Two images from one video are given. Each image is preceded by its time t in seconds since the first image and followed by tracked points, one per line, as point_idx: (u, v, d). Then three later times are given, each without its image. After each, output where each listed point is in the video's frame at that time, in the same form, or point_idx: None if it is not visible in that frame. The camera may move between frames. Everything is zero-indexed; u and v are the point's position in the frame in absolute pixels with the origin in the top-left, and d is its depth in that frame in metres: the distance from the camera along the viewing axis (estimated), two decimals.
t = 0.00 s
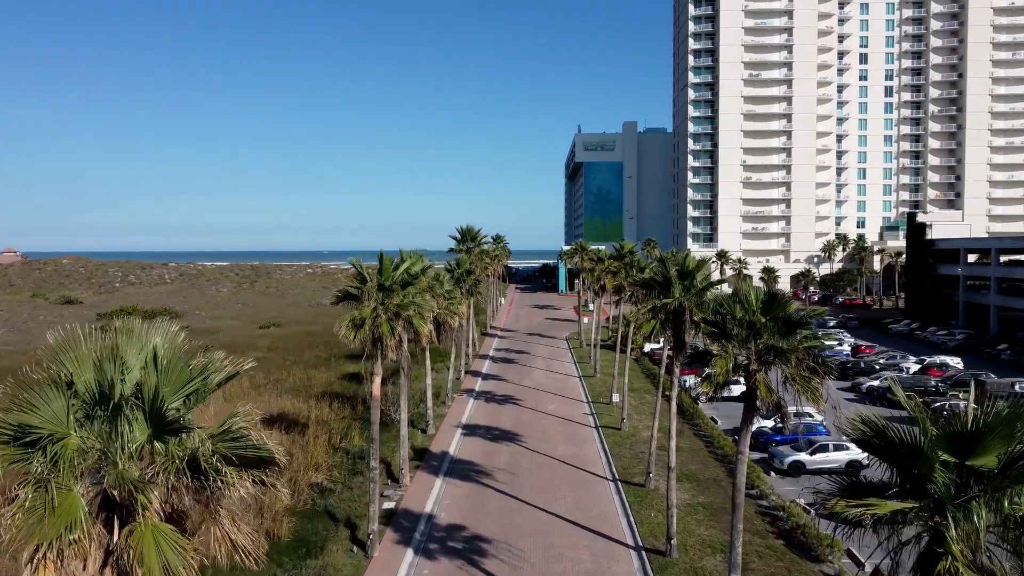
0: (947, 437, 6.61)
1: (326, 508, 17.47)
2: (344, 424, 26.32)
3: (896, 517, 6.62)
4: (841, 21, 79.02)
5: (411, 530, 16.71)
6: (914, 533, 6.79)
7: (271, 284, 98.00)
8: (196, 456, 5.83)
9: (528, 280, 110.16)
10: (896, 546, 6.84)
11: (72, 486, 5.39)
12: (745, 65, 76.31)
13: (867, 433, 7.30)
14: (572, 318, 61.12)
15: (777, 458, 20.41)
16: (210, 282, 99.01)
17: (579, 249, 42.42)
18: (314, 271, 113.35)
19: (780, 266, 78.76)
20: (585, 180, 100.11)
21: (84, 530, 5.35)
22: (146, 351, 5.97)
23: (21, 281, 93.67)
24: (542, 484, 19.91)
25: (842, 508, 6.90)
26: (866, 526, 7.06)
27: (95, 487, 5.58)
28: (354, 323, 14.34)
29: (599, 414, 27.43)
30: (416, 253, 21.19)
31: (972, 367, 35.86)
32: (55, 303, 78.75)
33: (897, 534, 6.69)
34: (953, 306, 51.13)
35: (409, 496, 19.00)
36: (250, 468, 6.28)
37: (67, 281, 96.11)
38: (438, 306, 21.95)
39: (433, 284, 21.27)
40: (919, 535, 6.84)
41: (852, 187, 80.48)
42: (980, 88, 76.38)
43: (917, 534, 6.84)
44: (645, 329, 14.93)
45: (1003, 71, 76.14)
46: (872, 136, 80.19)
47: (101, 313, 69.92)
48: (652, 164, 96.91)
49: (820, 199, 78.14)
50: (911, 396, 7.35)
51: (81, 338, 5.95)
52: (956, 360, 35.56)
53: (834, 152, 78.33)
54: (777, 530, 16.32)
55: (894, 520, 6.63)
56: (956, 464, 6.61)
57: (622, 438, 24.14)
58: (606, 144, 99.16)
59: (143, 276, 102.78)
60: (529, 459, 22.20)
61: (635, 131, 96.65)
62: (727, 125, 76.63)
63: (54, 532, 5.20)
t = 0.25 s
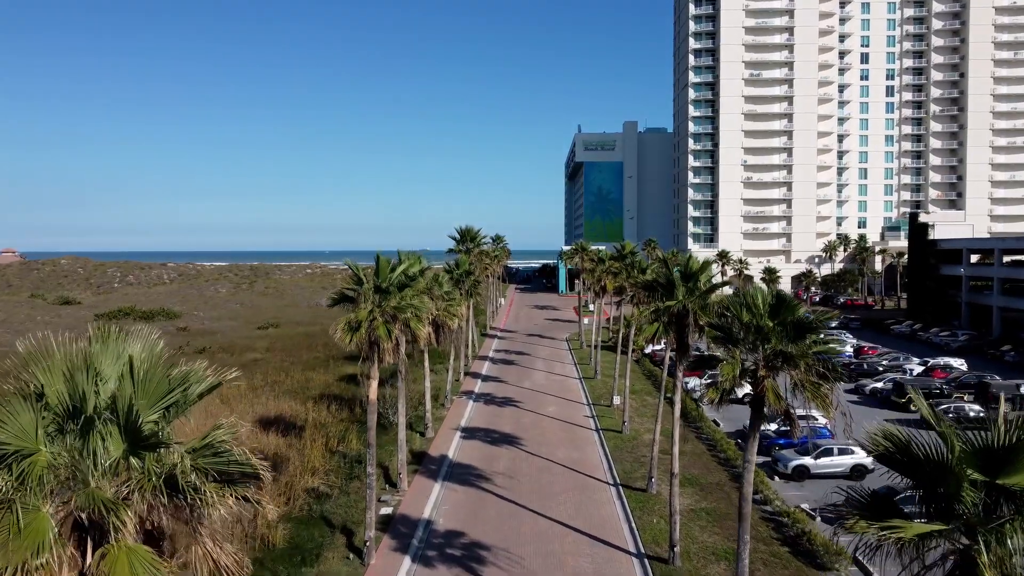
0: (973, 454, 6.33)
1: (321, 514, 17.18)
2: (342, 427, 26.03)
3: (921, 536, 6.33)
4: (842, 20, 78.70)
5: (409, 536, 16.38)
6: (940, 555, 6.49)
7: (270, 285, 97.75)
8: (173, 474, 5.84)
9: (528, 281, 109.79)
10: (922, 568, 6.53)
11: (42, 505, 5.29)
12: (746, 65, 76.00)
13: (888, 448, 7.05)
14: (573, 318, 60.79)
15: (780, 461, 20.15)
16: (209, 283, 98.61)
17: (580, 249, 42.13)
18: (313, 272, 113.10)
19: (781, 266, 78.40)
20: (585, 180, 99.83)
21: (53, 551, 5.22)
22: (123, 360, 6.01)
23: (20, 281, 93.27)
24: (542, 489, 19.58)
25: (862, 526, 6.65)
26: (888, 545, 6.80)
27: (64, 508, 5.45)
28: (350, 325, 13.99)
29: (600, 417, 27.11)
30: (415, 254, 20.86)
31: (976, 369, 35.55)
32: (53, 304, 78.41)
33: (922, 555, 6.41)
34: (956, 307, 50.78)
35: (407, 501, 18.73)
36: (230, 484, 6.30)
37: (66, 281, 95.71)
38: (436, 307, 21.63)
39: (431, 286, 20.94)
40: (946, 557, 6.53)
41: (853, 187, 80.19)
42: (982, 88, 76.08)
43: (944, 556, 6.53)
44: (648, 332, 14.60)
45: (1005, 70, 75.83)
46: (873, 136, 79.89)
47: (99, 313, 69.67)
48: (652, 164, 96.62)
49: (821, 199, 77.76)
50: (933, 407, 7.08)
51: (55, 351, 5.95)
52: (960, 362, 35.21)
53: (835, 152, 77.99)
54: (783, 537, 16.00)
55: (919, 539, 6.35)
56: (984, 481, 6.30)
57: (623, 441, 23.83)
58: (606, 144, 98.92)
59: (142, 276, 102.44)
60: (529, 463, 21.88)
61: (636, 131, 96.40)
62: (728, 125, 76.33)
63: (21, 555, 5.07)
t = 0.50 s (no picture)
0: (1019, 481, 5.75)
1: (317, 522, 16.86)
2: (338, 430, 25.70)
3: None
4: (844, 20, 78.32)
5: (406, 545, 16.01)
6: None
7: (269, 285, 97.39)
8: (144, 501, 5.67)
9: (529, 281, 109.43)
10: None
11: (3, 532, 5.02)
12: (747, 64, 75.65)
13: (918, 471, 6.45)
14: (573, 319, 60.44)
15: (784, 468, 19.78)
16: (208, 283, 98.18)
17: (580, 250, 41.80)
18: (313, 272, 112.76)
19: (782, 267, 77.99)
20: (585, 180, 99.53)
21: None
22: (89, 375, 5.77)
23: (18, 282, 92.85)
24: (542, 496, 19.16)
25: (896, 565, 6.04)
26: None
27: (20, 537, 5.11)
28: (345, 330, 13.62)
29: (600, 420, 26.76)
30: (413, 256, 20.49)
31: (980, 371, 35.20)
32: (51, 304, 78.01)
33: None
34: (959, 308, 50.39)
35: (405, 507, 18.38)
36: (208, 507, 6.17)
37: (64, 282, 95.29)
38: (434, 309, 21.26)
39: (430, 288, 20.58)
40: None
41: (855, 187, 79.83)
42: (984, 88, 75.75)
43: None
44: (652, 336, 14.19)
45: (1007, 70, 75.47)
46: (875, 136, 79.51)
47: (97, 313, 69.31)
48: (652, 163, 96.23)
49: (822, 199, 77.34)
50: (954, 420, 6.55)
51: (19, 367, 5.71)
52: (965, 364, 34.81)
53: (837, 152, 77.55)
54: (789, 545, 15.61)
55: None
56: None
57: (624, 445, 23.46)
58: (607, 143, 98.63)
59: (141, 277, 102.08)
60: (529, 468, 21.50)
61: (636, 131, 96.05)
62: (729, 125, 75.95)
63: None
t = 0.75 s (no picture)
0: None
1: (313, 529, 16.55)
2: (336, 434, 25.41)
3: None
4: (845, 19, 77.95)
5: (403, 553, 15.70)
6: None
7: (268, 285, 97.10)
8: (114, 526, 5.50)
9: (529, 281, 109.11)
10: None
11: None
12: (748, 64, 75.30)
13: (950, 497, 6.12)
14: (573, 320, 60.11)
15: (786, 473, 19.48)
16: (207, 284, 97.76)
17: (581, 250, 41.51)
18: (312, 272, 112.49)
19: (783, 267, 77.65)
20: (585, 180, 99.20)
21: None
22: (58, 393, 5.59)
23: (16, 282, 92.40)
24: (543, 502, 18.84)
25: None
26: None
27: None
28: (340, 334, 13.29)
29: (601, 423, 26.44)
30: (411, 257, 20.15)
31: (983, 373, 34.89)
32: (49, 305, 77.59)
33: None
34: (962, 309, 50.06)
35: (403, 514, 18.04)
36: (183, 531, 6.00)
37: (62, 283, 94.88)
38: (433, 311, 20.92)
39: (427, 290, 20.27)
40: None
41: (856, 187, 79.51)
42: (986, 87, 75.44)
43: None
44: (655, 339, 13.87)
45: (1009, 70, 75.16)
46: (876, 136, 79.19)
47: (95, 314, 69.06)
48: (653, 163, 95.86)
49: (823, 200, 77.01)
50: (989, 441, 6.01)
51: None
52: (970, 366, 34.48)
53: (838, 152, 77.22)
54: (795, 553, 15.31)
55: None
56: None
57: (626, 449, 23.14)
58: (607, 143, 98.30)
59: (140, 278, 101.70)
60: (530, 473, 21.17)
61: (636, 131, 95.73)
62: (730, 124, 75.65)
63: None
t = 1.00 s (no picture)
0: None
1: (308, 538, 16.20)
2: (333, 438, 25.07)
3: None
4: (846, 19, 77.55)
5: (400, 563, 15.34)
6: None
7: (267, 285, 96.73)
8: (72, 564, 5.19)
9: (529, 282, 108.68)
10: None
11: None
12: (749, 64, 74.92)
13: (990, 532, 6.12)
14: (574, 322, 59.72)
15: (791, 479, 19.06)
16: (206, 284, 97.33)
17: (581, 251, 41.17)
18: (311, 272, 112.12)
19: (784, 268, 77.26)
20: (585, 180, 98.80)
21: None
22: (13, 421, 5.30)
23: (13, 283, 91.93)
24: (543, 509, 18.47)
25: None
26: None
27: None
28: (334, 340, 12.94)
29: (602, 427, 26.09)
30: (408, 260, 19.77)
31: (988, 376, 34.50)
32: (47, 306, 77.13)
33: None
34: (965, 310, 49.68)
35: (400, 522, 17.66)
36: (150, 564, 5.74)
37: (60, 283, 94.43)
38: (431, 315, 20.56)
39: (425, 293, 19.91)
40: None
41: (857, 187, 79.14)
42: (988, 87, 75.06)
43: None
44: (659, 346, 13.48)
45: (1011, 70, 74.77)
46: (877, 136, 78.84)
47: (93, 315, 68.76)
48: (653, 163, 95.44)
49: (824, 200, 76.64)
50: None
51: None
52: (975, 369, 34.09)
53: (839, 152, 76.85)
54: (801, 564, 14.94)
55: None
56: None
57: (627, 454, 22.78)
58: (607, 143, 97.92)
59: (138, 278, 101.28)
60: (529, 479, 20.81)
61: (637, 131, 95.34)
62: (730, 124, 75.31)
63: None
